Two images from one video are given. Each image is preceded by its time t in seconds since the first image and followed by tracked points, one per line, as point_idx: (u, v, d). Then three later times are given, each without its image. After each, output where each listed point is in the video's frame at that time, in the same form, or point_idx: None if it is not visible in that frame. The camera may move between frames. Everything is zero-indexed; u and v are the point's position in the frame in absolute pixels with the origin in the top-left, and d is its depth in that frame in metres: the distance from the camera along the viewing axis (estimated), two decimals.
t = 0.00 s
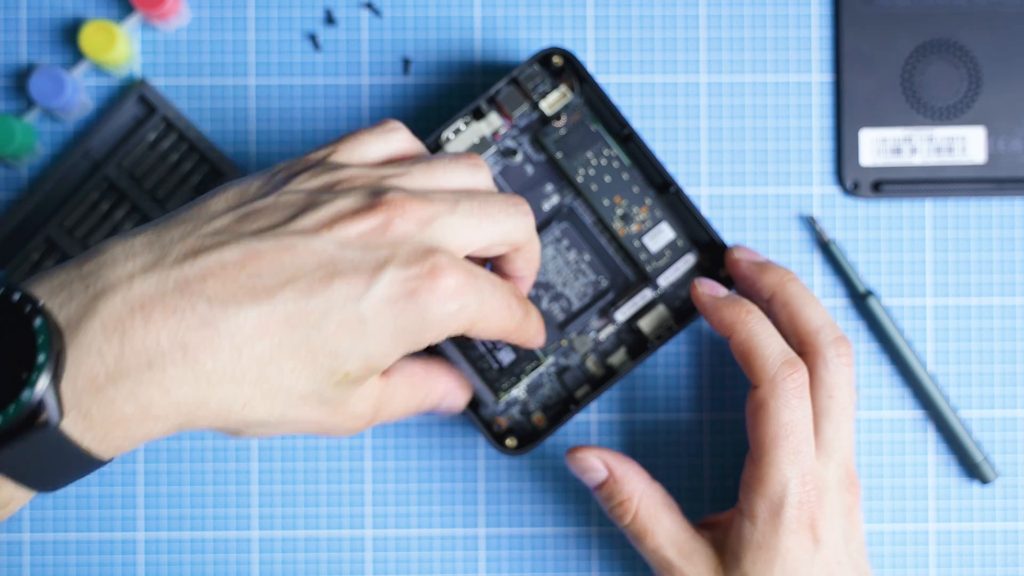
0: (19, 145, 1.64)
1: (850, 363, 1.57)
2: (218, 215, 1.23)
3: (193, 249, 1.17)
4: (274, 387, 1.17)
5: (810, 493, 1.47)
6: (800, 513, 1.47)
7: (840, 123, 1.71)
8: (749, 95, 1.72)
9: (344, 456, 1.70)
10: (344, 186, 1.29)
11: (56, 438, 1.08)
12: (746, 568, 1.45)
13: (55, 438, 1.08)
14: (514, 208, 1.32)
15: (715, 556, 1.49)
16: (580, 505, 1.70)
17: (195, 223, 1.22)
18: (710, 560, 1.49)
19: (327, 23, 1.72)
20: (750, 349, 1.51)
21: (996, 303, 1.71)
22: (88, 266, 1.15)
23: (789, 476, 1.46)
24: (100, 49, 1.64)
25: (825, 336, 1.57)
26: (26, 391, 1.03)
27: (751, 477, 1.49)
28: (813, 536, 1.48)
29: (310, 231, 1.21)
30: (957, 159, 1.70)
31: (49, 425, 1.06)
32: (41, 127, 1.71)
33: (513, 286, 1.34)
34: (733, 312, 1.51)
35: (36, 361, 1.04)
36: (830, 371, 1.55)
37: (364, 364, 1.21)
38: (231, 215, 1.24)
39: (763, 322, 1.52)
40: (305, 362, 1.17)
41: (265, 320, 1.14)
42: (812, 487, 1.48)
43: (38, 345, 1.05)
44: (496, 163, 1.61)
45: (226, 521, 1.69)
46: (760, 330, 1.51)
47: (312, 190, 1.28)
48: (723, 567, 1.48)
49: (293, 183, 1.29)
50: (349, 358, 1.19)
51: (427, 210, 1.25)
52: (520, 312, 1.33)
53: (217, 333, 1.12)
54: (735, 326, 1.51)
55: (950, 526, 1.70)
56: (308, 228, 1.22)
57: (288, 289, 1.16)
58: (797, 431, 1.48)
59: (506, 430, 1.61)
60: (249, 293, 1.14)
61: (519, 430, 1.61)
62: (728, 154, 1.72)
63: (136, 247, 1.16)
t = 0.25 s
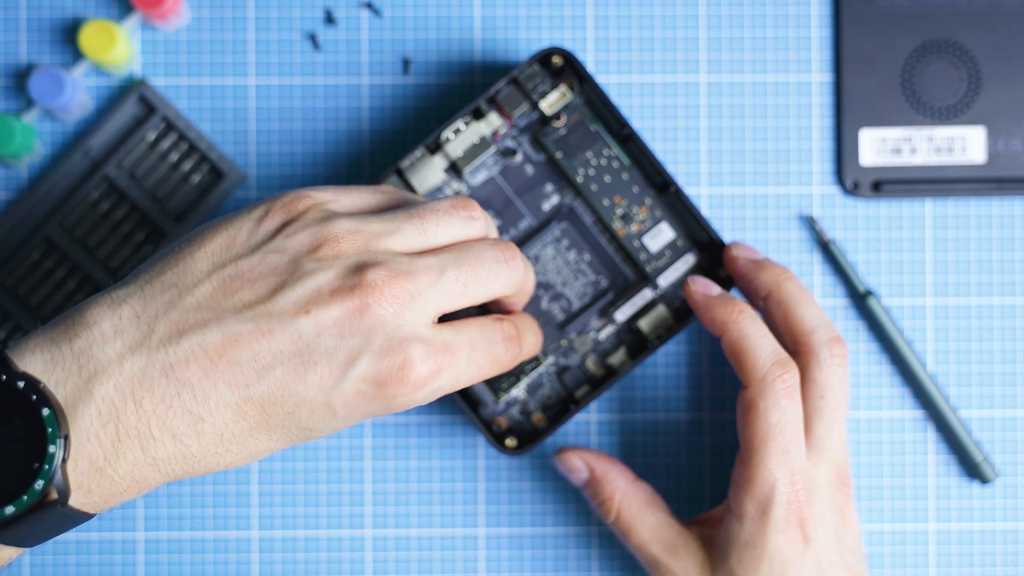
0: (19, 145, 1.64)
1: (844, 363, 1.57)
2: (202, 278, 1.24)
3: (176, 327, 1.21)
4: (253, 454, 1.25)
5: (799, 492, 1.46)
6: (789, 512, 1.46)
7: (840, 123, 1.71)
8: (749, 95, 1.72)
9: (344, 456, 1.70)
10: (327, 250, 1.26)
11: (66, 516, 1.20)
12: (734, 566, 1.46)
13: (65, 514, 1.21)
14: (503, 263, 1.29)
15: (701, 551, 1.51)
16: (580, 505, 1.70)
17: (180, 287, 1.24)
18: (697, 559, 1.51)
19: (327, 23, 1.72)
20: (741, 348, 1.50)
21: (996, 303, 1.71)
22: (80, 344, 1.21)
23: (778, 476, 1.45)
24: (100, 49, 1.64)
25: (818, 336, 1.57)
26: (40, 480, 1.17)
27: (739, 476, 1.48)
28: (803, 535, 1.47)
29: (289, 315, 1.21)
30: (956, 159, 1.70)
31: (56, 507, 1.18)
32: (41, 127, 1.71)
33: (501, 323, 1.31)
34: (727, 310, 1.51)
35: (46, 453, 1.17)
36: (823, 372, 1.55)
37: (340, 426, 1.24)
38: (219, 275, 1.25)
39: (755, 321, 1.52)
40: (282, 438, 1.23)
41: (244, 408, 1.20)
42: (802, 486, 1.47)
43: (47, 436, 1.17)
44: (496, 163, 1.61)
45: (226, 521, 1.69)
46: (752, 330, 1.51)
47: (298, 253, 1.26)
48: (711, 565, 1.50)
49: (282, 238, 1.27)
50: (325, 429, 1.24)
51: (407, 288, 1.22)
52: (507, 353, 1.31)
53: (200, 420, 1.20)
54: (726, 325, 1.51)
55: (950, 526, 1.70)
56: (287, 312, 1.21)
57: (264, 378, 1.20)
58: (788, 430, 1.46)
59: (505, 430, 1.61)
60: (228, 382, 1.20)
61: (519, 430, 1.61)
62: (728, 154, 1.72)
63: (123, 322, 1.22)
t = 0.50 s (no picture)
0: (19, 145, 1.63)
1: (843, 365, 1.57)
2: (205, 275, 1.25)
3: (178, 322, 1.22)
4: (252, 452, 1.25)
5: (796, 492, 1.46)
6: (786, 512, 1.46)
7: (840, 123, 1.71)
8: (749, 96, 1.72)
9: (343, 456, 1.70)
10: (329, 245, 1.25)
11: (68, 509, 1.17)
12: (731, 566, 1.46)
13: (66, 510, 1.17)
14: (504, 273, 1.29)
15: (699, 551, 1.52)
16: (580, 505, 1.70)
17: (183, 284, 1.24)
18: (695, 557, 1.51)
19: (327, 24, 1.72)
20: (739, 349, 1.50)
21: (996, 303, 1.71)
22: (84, 339, 1.22)
23: (776, 476, 1.45)
24: (100, 50, 1.64)
25: (817, 337, 1.57)
26: (44, 472, 1.15)
27: (738, 476, 1.48)
28: (800, 534, 1.47)
29: (290, 312, 1.21)
30: (956, 159, 1.70)
31: (59, 500, 1.14)
32: (41, 127, 1.71)
33: (493, 330, 1.32)
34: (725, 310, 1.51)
35: (50, 444, 1.15)
36: (822, 372, 1.55)
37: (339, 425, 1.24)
38: (221, 273, 1.25)
39: (753, 322, 1.52)
40: (282, 435, 1.23)
41: (245, 404, 1.20)
42: (800, 486, 1.47)
43: (51, 427, 1.15)
44: (496, 163, 1.61)
45: (226, 521, 1.69)
46: (751, 331, 1.50)
47: (301, 248, 1.26)
48: (708, 564, 1.50)
49: (285, 234, 1.27)
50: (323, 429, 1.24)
51: (409, 288, 1.22)
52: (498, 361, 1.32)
53: (201, 415, 1.20)
54: (725, 325, 1.51)
55: (949, 526, 1.70)
56: (287, 309, 1.22)
57: (265, 374, 1.20)
58: (785, 430, 1.46)
59: (506, 430, 1.61)
60: (229, 378, 1.20)
61: (519, 431, 1.61)
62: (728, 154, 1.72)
63: (126, 318, 1.23)
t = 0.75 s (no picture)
0: (19, 145, 1.63)
1: (843, 364, 1.57)
2: (217, 270, 1.24)
3: (191, 317, 1.21)
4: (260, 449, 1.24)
5: (796, 492, 1.46)
6: (786, 512, 1.46)
7: (840, 123, 1.71)
8: (748, 96, 1.72)
9: (343, 456, 1.70)
10: (342, 245, 1.26)
11: (78, 507, 1.18)
12: (731, 566, 1.46)
13: (75, 507, 1.18)
14: (514, 270, 1.30)
15: (700, 550, 1.52)
16: (580, 505, 1.70)
17: (194, 278, 1.24)
18: (695, 556, 1.51)
19: (327, 24, 1.72)
20: (739, 348, 1.50)
21: (996, 303, 1.71)
22: (94, 334, 1.20)
23: (777, 476, 1.45)
24: (100, 50, 1.64)
25: (818, 336, 1.57)
26: (54, 470, 1.16)
27: (738, 476, 1.48)
28: (800, 534, 1.47)
29: (306, 307, 1.22)
30: (956, 159, 1.70)
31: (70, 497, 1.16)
32: (41, 127, 1.71)
33: (494, 330, 1.33)
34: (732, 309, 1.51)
35: (62, 442, 1.16)
36: (822, 372, 1.55)
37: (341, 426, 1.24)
38: (232, 269, 1.24)
39: (753, 321, 1.52)
40: (292, 432, 1.23)
41: (257, 399, 1.20)
42: (800, 486, 1.47)
43: (62, 425, 1.16)
44: (496, 163, 1.61)
45: (226, 520, 1.69)
46: (751, 331, 1.50)
47: (313, 246, 1.26)
48: (708, 564, 1.50)
49: (297, 231, 1.27)
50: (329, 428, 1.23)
51: (422, 286, 1.23)
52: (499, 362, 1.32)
53: (213, 410, 1.20)
54: (724, 325, 1.51)
55: (949, 526, 1.70)
56: (302, 304, 1.22)
57: (278, 369, 1.20)
58: (786, 429, 1.46)
59: (506, 430, 1.61)
60: (243, 373, 1.20)
61: (519, 431, 1.61)
62: (728, 154, 1.72)
63: (138, 311, 1.22)
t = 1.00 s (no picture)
0: (18, 144, 1.63)
1: (843, 364, 1.57)
2: (216, 272, 1.24)
3: (190, 319, 1.21)
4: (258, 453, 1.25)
5: (796, 492, 1.46)
6: (786, 511, 1.46)
7: (840, 123, 1.71)
8: (749, 96, 1.72)
9: (343, 456, 1.70)
10: (342, 253, 1.27)
11: (77, 512, 1.19)
12: (731, 565, 1.46)
13: (74, 512, 1.18)
14: (515, 274, 1.32)
15: (700, 550, 1.52)
16: (580, 505, 1.70)
17: (193, 281, 1.24)
18: (695, 556, 1.51)
19: (327, 24, 1.72)
20: (739, 348, 1.50)
21: (996, 303, 1.71)
22: (93, 338, 1.20)
23: (777, 475, 1.45)
24: (100, 49, 1.64)
25: (817, 336, 1.57)
26: (55, 476, 1.16)
27: (738, 475, 1.48)
28: (800, 533, 1.47)
29: (306, 310, 1.21)
30: (956, 159, 1.70)
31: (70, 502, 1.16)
32: (41, 127, 1.71)
33: (491, 334, 1.33)
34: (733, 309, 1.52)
35: (61, 448, 1.16)
36: (821, 371, 1.55)
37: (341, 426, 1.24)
38: (230, 273, 1.24)
39: (752, 321, 1.52)
40: (291, 436, 1.23)
41: (257, 402, 1.20)
42: (800, 485, 1.47)
43: (62, 430, 1.16)
44: (496, 163, 1.61)
45: (226, 521, 1.69)
46: (751, 330, 1.51)
47: (313, 253, 1.27)
48: (708, 564, 1.50)
49: (295, 238, 1.27)
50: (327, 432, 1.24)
51: (419, 290, 1.23)
52: (493, 365, 1.33)
53: (213, 413, 1.20)
54: (724, 325, 1.51)
55: (949, 526, 1.70)
56: (302, 309, 1.21)
57: (279, 371, 1.20)
58: (786, 429, 1.46)
59: (506, 429, 1.61)
60: (243, 375, 1.20)
61: (518, 430, 1.61)
62: (728, 154, 1.72)
63: (137, 314, 1.21)
